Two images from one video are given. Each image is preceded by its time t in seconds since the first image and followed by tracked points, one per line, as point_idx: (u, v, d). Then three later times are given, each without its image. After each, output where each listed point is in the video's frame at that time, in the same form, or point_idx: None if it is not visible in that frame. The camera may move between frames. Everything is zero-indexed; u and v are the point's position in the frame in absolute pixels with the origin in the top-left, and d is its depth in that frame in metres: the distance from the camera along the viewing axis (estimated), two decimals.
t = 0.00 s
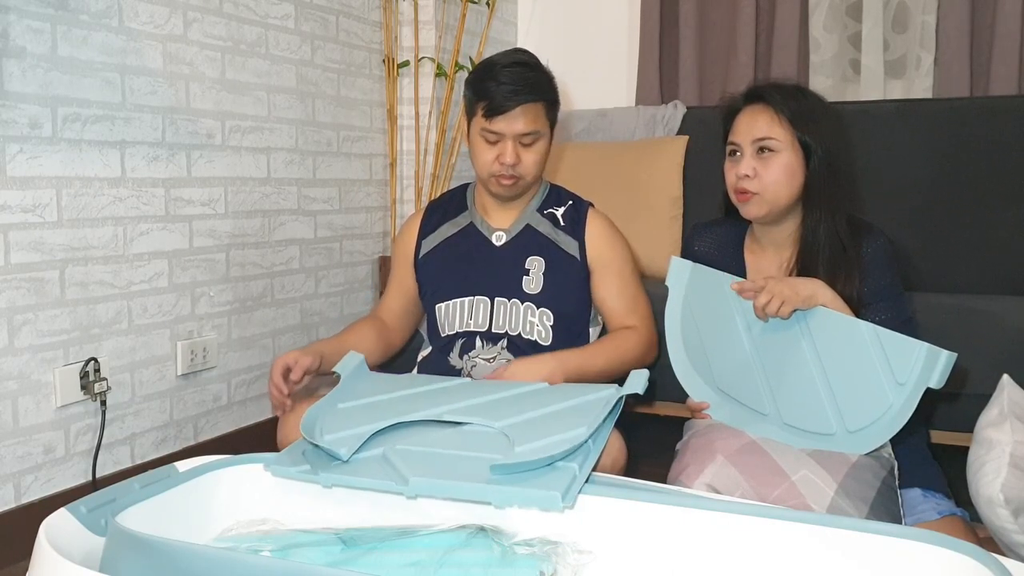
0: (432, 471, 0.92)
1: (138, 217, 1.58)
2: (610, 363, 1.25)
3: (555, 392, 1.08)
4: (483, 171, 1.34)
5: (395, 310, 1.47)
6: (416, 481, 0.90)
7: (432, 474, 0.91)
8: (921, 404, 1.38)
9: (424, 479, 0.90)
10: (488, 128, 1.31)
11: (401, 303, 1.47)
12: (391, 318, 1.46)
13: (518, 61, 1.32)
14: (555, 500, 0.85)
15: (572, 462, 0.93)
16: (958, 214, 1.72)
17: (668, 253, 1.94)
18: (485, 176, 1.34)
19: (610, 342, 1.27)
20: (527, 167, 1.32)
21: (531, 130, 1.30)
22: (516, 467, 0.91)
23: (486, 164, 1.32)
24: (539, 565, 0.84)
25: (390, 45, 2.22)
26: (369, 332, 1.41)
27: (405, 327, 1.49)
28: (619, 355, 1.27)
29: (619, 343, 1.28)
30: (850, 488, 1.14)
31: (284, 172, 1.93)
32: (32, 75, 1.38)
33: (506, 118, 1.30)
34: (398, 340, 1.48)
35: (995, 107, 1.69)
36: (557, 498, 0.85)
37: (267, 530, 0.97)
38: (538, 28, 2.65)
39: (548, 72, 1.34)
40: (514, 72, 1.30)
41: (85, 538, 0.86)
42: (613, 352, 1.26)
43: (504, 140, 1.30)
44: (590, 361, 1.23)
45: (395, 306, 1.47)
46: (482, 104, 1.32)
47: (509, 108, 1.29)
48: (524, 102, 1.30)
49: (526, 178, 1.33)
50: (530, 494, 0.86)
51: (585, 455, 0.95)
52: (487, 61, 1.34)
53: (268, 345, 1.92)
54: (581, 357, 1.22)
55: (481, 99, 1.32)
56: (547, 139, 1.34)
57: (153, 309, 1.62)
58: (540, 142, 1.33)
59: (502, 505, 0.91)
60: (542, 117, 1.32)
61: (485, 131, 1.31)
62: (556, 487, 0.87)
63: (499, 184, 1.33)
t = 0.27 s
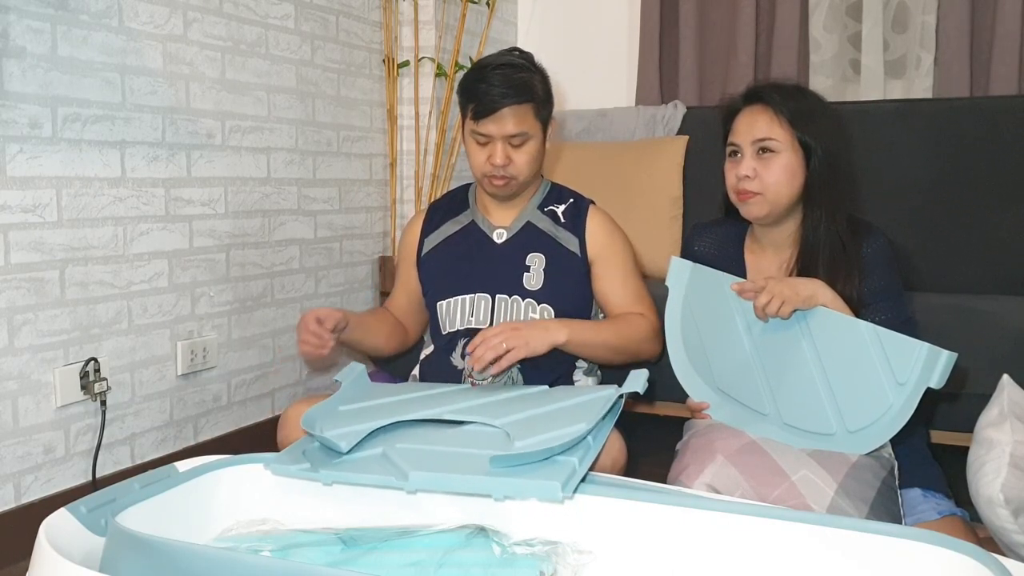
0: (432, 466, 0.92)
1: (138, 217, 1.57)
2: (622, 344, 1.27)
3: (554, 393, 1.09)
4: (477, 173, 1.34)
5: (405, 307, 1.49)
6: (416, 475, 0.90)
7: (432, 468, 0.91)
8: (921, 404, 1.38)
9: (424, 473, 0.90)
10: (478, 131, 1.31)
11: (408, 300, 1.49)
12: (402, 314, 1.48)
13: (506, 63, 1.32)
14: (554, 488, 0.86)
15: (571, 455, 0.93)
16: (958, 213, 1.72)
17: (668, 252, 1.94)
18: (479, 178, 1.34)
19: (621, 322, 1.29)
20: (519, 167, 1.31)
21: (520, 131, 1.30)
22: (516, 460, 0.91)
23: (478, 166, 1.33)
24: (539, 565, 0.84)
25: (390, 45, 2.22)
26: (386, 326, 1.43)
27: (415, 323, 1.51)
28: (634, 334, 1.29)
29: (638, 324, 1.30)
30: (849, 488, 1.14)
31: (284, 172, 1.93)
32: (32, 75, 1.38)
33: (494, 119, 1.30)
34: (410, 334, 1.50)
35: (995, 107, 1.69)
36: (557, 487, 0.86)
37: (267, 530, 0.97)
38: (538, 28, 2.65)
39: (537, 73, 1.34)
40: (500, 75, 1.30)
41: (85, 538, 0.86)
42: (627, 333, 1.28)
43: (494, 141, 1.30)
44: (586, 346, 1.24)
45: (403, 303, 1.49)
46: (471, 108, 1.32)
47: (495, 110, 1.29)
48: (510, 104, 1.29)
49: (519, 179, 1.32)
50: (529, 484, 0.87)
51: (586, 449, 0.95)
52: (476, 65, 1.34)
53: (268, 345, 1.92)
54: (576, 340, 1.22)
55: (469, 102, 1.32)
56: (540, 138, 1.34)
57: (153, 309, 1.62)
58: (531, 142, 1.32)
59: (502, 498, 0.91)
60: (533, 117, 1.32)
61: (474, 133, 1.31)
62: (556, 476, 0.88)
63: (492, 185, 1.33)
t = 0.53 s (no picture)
0: (432, 466, 0.92)
1: (138, 217, 1.57)
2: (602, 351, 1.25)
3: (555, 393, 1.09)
4: (475, 169, 1.34)
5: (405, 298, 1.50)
6: (416, 475, 0.90)
7: (432, 469, 0.91)
8: (921, 405, 1.38)
9: (424, 474, 0.90)
10: (475, 126, 1.31)
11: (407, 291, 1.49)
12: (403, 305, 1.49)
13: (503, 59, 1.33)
14: (554, 488, 0.86)
15: (572, 455, 0.93)
16: (958, 214, 1.72)
17: (668, 252, 1.94)
18: (477, 174, 1.34)
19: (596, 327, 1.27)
20: (517, 162, 1.31)
21: (517, 126, 1.30)
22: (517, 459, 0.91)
23: (476, 162, 1.33)
24: (539, 565, 0.84)
25: (390, 45, 2.22)
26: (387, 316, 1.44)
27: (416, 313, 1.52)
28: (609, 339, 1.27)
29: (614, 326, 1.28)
30: (849, 488, 1.14)
31: (284, 172, 1.93)
32: (32, 75, 1.38)
33: (491, 115, 1.30)
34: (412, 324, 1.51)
35: (995, 108, 1.69)
36: (557, 486, 0.86)
37: (267, 530, 0.97)
38: (538, 28, 2.65)
39: (534, 69, 1.34)
40: (498, 70, 1.30)
41: (85, 538, 0.86)
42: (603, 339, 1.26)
43: (490, 136, 1.30)
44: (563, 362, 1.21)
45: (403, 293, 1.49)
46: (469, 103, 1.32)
47: (493, 105, 1.30)
48: (508, 99, 1.30)
49: (516, 174, 1.32)
50: (530, 483, 0.87)
51: (586, 449, 0.95)
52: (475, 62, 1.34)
53: (268, 345, 1.92)
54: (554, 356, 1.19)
55: (468, 98, 1.32)
56: (537, 134, 1.34)
57: (153, 309, 1.62)
58: (528, 138, 1.32)
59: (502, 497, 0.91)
60: (530, 112, 1.32)
61: (472, 129, 1.32)
62: (556, 476, 0.88)
63: (489, 181, 1.33)
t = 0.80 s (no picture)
0: (433, 466, 0.92)
1: (138, 217, 1.57)
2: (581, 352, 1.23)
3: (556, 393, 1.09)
4: (474, 167, 1.34)
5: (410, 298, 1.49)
6: (416, 476, 0.90)
7: (432, 469, 0.91)
8: (921, 404, 1.38)
9: (424, 474, 0.90)
10: (473, 124, 1.31)
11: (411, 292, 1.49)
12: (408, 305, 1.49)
13: (503, 57, 1.33)
14: (554, 489, 0.86)
15: (572, 456, 0.93)
16: (958, 213, 1.72)
17: (668, 252, 1.94)
18: (476, 172, 1.34)
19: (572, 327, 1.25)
20: (514, 160, 1.31)
21: (514, 123, 1.30)
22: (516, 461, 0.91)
23: (475, 160, 1.33)
24: (539, 565, 0.84)
25: (390, 45, 2.22)
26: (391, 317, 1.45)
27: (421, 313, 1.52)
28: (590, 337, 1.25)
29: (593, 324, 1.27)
30: (849, 489, 1.14)
31: (284, 172, 1.93)
32: (32, 75, 1.38)
33: (489, 112, 1.30)
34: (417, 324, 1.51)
35: (995, 108, 1.69)
36: (557, 488, 0.86)
37: (267, 530, 0.97)
38: (538, 28, 2.64)
39: (534, 68, 1.35)
40: (498, 67, 1.31)
41: (85, 538, 0.86)
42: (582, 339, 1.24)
43: (488, 134, 1.30)
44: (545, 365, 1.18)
45: (407, 295, 1.49)
46: (468, 101, 1.32)
47: (492, 102, 1.30)
48: (506, 97, 1.30)
49: (513, 172, 1.32)
50: (530, 484, 0.87)
51: (586, 450, 0.95)
52: (475, 59, 1.35)
53: (268, 345, 1.92)
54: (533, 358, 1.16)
55: (467, 95, 1.33)
56: (535, 132, 1.33)
57: (153, 309, 1.62)
58: (525, 136, 1.32)
59: (503, 498, 0.91)
60: (528, 110, 1.32)
61: (471, 126, 1.32)
62: (556, 477, 0.88)
63: (488, 179, 1.33)
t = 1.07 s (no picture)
0: (432, 466, 0.92)
1: (138, 217, 1.57)
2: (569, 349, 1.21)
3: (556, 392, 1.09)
4: (471, 167, 1.34)
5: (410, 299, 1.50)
6: (416, 474, 0.90)
7: (433, 468, 0.91)
8: (921, 404, 1.38)
9: (424, 473, 0.90)
10: (469, 125, 1.32)
11: (411, 292, 1.49)
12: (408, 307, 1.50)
13: (498, 57, 1.33)
14: (553, 488, 0.85)
15: (571, 454, 0.93)
16: (958, 213, 1.72)
17: (668, 252, 1.94)
18: (473, 173, 1.34)
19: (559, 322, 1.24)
20: (511, 159, 1.31)
21: (510, 124, 1.30)
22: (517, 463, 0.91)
23: (472, 162, 1.33)
24: (539, 564, 0.84)
25: (390, 45, 2.22)
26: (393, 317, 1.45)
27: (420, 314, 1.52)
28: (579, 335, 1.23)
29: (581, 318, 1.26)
30: (850, 489, 1.14)
31: (284, 172, 1.93)
32: (32, 75, 1.38)
33: (484, 113, 1.30)
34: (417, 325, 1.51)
35: (995, 108, 1.69)
36: (556, 486, 0.85)
37: (267, 530, 0.97)
38: (538, 28, 2.64)
39: (529, 67, 1.35)
40: (492, 68, 1.31)
41: (85, 538, 0.86)
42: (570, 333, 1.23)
43: (484, 135, 1.30)
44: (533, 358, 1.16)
45: (407, 296, 1.49)
46: (463, 102, 1.32)
47: (487, 103, 1.30)
48: (501, 97, 1.30)
49: (512, 172, 1.32)
50: (529, 482, 0.86)
51: (584, 449, 0.95)
52: (469, 61, 1.35)
53: (268, 345, 1.92)
54: (519, 354, 1.15)
55: (461, 96, 1.33)
56: (531, 132, 1.34)
57: (153, 309, 1.62)
58: (522, 136, 1.32)
59: (503, 497, 0.91)
60: (524, 110, 1.32)
61: (468, 128, 1.32)
62: (556, 476, 0.88)
63: (486, 180, 1.33)
